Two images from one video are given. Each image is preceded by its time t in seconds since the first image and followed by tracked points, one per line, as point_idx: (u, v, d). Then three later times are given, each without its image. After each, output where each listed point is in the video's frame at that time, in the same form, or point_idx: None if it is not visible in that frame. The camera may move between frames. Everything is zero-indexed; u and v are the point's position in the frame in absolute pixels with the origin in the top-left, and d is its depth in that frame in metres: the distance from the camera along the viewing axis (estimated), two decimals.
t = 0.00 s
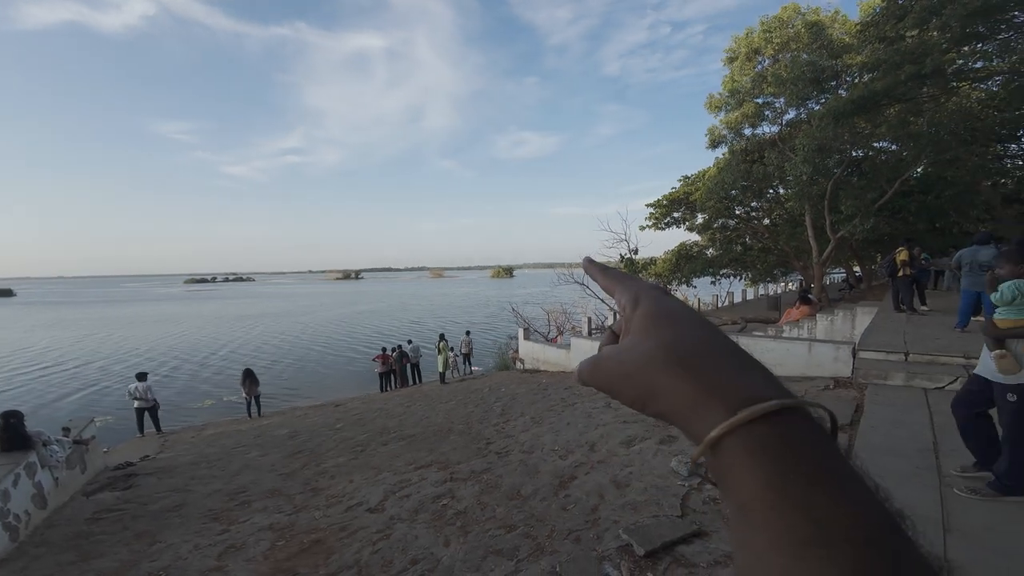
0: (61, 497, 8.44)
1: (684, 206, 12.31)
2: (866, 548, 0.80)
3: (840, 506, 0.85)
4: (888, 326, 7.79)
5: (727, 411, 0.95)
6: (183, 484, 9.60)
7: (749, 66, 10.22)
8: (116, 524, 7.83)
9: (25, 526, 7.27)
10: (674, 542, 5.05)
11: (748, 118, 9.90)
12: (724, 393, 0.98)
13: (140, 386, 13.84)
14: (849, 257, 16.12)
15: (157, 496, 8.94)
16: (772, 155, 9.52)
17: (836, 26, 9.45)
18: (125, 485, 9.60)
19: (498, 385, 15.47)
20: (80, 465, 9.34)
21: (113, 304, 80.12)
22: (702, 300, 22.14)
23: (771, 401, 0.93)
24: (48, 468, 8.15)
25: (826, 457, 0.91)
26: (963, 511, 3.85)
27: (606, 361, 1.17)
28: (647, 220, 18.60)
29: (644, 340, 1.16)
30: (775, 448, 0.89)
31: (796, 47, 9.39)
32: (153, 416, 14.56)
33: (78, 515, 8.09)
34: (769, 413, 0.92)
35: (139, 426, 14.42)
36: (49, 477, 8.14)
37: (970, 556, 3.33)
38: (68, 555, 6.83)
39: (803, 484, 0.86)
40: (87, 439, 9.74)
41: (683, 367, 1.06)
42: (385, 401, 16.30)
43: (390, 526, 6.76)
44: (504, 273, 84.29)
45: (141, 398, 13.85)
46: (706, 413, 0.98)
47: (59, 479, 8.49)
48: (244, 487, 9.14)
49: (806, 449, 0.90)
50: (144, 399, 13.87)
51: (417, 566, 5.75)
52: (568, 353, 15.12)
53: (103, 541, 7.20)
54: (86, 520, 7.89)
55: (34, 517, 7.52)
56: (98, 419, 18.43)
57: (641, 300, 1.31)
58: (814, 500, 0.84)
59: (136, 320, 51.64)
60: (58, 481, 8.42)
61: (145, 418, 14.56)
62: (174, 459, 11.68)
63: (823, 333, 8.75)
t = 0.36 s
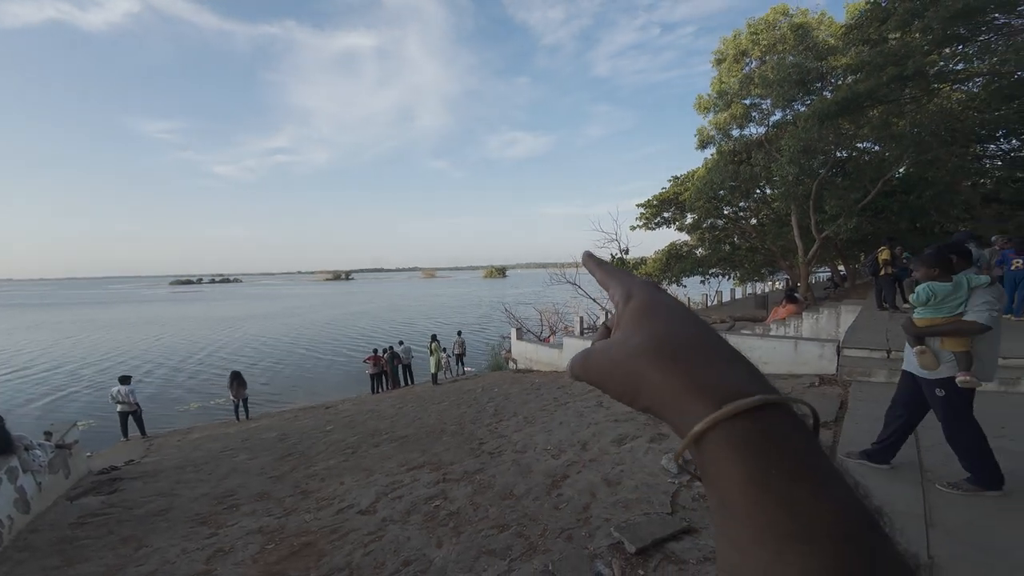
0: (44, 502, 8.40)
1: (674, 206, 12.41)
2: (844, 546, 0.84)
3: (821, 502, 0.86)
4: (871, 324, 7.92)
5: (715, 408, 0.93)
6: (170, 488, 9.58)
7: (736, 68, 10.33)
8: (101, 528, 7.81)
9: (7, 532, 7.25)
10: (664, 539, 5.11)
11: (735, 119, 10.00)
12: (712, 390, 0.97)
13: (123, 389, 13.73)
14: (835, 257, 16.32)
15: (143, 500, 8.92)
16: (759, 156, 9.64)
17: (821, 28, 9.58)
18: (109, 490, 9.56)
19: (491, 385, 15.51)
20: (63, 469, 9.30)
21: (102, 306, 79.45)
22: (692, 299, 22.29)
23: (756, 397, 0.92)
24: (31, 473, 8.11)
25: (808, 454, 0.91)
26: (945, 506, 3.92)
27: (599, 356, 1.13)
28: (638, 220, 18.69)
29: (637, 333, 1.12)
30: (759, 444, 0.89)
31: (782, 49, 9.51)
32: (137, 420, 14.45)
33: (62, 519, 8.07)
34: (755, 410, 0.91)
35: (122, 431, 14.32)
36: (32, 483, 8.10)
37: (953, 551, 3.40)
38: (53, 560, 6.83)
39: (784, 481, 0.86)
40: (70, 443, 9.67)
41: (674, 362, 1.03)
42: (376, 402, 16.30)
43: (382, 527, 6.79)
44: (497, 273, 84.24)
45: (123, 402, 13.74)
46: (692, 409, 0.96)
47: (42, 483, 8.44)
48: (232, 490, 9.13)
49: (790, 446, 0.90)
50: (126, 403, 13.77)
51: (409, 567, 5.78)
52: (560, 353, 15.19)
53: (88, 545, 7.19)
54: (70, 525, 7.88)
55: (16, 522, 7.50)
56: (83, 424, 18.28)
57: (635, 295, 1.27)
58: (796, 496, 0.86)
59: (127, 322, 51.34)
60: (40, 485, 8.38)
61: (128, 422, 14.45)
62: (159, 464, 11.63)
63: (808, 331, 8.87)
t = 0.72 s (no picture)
0: (25, 507, 8.34)
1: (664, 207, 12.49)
2: (810, 545, 0.79)
3: (790, 498, 0.81)
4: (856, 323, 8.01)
5: (682, 398, 0.88)
6: (156, 492, 9.56)
7: (725, 70, 10.42)
8: (85, 533, 7.77)
9: None
10: (654, 538, 5.15)
11: (724, 121, 10.08)
12: (682, 380, 0.91)
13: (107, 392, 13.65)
14: (821, 257, 16.52)
15: (127, 505, 8.89)
16: (746, 157, 9.73)
17: (808, 30, 9.67)
18: (92, 494, 9.51)
19: (483, 386, 15.54)
20: (44, 474, 9.24)
21: (93, 308, 78.96)
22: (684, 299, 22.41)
23: (725, 387, 0.86)
24: (12, 479, 8.07)
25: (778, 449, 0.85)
26: (928, 503, 3.98)
27: (579, 347, 1.09)
28: (629, 221, 18.79)
29: (615, 324, 1.07)
30: (727, 435, 0.83)
31: (769, 51, 9.60)
32: (120, 423, 14.35)
33: (44, 524, 8.04)
34: (724, 400, 0.85)
35: (106, 435, 14.21)
36: (13, 488, 8.06)
37: (935, 548, 3.44)
38: (36, 566, 6.81)
39: (750, 475, 0.81)
40: (51, 447, 9.60)
41: (647, 353, 0.98)
42: (368, 404, 16.29)
43: (373, 530, 6.80)
44: (492, 273, 84.27)
45: (107, 406, 13.65)
46: (661, 400, 0.91)
47: (23, 488, 8.39)
48: (219, 495, 9.11)
49: (760, 438, 0.85)
50: (110, 407, 13.70)
51: (400, 570, 5.79)
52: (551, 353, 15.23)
53: (71, 550, 7.16)
54: (53, 530, 7.84)
55: None
56: (66, 428, 18.12)
57: (620, 285, 1.21)
58: (764, 490, 0.81)
59: (118, 325, 51.08)
60: (21, 491, 8.33)
61: (112, 425, 14.34)
62: (145, 468, 11.58)
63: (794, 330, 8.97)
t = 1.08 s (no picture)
0: (10, 510, 8.31)
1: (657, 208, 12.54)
2: (809, 546, 0.78)
3: (788, 497, 0.81)
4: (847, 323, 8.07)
5: (682, 398, 0.88)
6: (145, 495, 9.55)
7: (718, 72, 10.48)
8: (73, 535, 7.75)
9: None
10: (648, 537, 5.19)
11: (717, 123, 10.14)
12: (680, 380, 0.92)
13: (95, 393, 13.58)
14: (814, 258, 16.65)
15: (115, 507, 8.87)
16: (739, 159, 9.79)
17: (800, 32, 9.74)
18: (80, 497, 9.47)
19: (478, 386, 15.57)
20: (30, 476, 9.21)
21: (87, 309, 78.60)
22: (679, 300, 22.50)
23: (725, 388, 0.87)
24: None
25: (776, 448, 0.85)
26: (917, 501, 4.03)
27: (575, 347, 1.10)
28: (624, 221, 18.82)
29: (614, 325, 1.07)
30: (727, 435, 0.84)
31: (762, 53, 9.66)
32: (109, 425, 14.28)
33: (32, 527, 8.02)
34: (724, 400, 0.86)
35: (94, 437, 14.13)
36: None
37: (923, 546, 3.49)
38: (23, 568, 6.80)
39: (749, 475, 0.81)
40: (38, 449, 9.55)
41: (646, 353, 0.98)
42: (362, 405, 16.27)
43: (366, 532, 6.81)
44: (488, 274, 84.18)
45: (95, 407, 13.59)
46: (658, 399, 0.92)
47: (8, 491, 8.35)
48: (210, 496, 9.10)
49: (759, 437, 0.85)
50: (98, 408, 13.64)
51: (394, 571, 5.81)
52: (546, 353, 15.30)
53: (59, 553, 7.15)
54: (41, 533, 7.82)
55: None
56: (57, 431, 18.03)
57: (616, 284, 1.21)
58: (764, 490, 0.80)
59: (111, 326, 50.89)
60: (7, 493, 8.31)
61: (100, 427, 14.27)
62: (134, 470, 11.54)
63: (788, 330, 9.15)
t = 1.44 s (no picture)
0: (12, 509, 8.33)
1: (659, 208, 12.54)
2: None
3: None
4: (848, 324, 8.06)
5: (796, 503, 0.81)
6: (146, 493, 9.55)
7: (721, 71, 10.48)
8: (73, 534, 7.75)
9: None
10: (648, 538, 5.19)
11: (719, 123, 10.13)
12: (783, 480, 0.83)
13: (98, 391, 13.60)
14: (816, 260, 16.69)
15: (116, 506, 8.87)
16: (741, 160, 9.78)
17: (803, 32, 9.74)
18: (80, 496, 9.49)
19: (479, 386, 15.57)
20: (32, 475, 9.22)
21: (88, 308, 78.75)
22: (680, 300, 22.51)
23: (839, 499, 0.80)
24: None
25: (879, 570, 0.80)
26: (918, 502, 4.03)
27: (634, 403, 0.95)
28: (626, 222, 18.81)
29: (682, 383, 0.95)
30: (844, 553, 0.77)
31: (765, 53, 9.66)
32: (109, 424, 14.28)
33: (32, 526, 8.02)
34: (837, 511, 0.79)
35: (95, 435, 14.15)
36: None
37: (923, 546, 3.49)
38: (23, 566, 6.80)
39: None
40: (39, 447, 9.56)
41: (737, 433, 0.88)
42: (362, 405, 16.27)
43: (366, 531, 6.81)
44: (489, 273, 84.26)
45: (97, 406, 13.60)
46: (767, 500, 0.82)
47: (9, 489, 8.37)
48: (210, 495, 9.11)
49: (803, 482, 0.84)
50: (101, 406, 13.65)
51: (394, 571, 5.80)
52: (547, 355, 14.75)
53: (59, 551, 7.15)
54: (42, 531, 7.82)
55: None
56: (59, 429, 18.08)
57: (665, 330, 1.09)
58: None
59: (113, 324, 50.91)
60: (8, 491, 8.32)
61: (101, 426, 14.28)
62: (134, 469, 11.54)
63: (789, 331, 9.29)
